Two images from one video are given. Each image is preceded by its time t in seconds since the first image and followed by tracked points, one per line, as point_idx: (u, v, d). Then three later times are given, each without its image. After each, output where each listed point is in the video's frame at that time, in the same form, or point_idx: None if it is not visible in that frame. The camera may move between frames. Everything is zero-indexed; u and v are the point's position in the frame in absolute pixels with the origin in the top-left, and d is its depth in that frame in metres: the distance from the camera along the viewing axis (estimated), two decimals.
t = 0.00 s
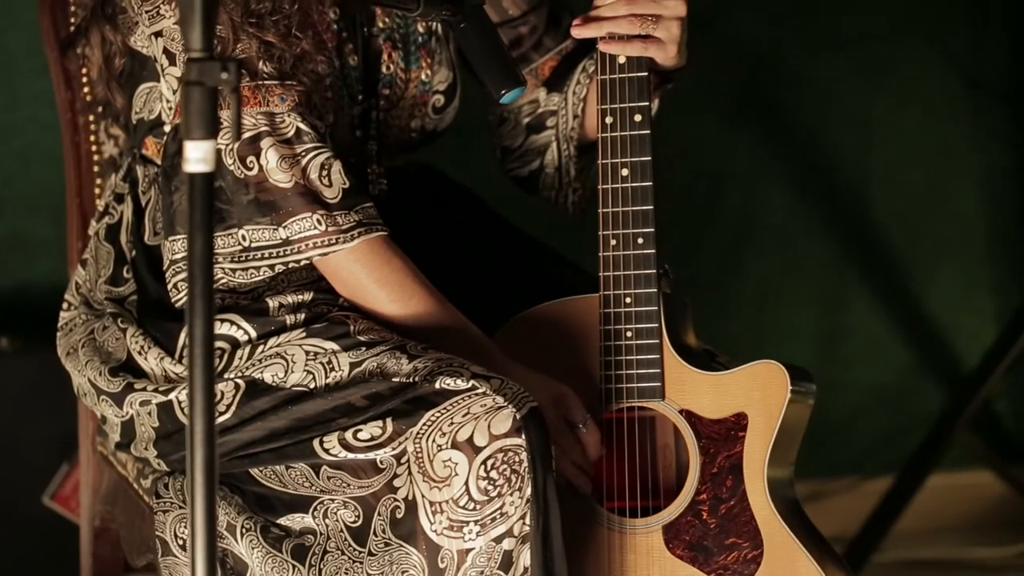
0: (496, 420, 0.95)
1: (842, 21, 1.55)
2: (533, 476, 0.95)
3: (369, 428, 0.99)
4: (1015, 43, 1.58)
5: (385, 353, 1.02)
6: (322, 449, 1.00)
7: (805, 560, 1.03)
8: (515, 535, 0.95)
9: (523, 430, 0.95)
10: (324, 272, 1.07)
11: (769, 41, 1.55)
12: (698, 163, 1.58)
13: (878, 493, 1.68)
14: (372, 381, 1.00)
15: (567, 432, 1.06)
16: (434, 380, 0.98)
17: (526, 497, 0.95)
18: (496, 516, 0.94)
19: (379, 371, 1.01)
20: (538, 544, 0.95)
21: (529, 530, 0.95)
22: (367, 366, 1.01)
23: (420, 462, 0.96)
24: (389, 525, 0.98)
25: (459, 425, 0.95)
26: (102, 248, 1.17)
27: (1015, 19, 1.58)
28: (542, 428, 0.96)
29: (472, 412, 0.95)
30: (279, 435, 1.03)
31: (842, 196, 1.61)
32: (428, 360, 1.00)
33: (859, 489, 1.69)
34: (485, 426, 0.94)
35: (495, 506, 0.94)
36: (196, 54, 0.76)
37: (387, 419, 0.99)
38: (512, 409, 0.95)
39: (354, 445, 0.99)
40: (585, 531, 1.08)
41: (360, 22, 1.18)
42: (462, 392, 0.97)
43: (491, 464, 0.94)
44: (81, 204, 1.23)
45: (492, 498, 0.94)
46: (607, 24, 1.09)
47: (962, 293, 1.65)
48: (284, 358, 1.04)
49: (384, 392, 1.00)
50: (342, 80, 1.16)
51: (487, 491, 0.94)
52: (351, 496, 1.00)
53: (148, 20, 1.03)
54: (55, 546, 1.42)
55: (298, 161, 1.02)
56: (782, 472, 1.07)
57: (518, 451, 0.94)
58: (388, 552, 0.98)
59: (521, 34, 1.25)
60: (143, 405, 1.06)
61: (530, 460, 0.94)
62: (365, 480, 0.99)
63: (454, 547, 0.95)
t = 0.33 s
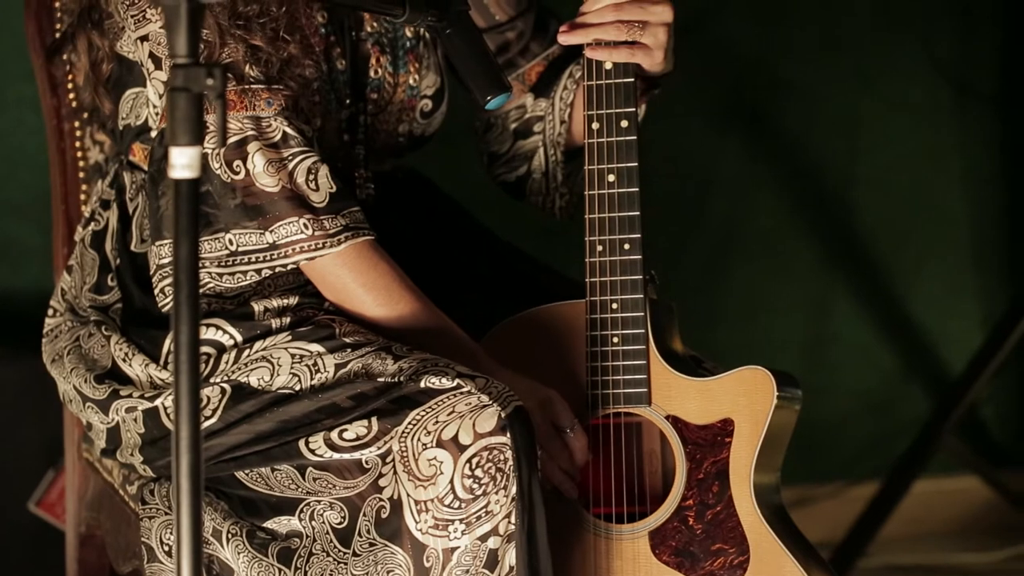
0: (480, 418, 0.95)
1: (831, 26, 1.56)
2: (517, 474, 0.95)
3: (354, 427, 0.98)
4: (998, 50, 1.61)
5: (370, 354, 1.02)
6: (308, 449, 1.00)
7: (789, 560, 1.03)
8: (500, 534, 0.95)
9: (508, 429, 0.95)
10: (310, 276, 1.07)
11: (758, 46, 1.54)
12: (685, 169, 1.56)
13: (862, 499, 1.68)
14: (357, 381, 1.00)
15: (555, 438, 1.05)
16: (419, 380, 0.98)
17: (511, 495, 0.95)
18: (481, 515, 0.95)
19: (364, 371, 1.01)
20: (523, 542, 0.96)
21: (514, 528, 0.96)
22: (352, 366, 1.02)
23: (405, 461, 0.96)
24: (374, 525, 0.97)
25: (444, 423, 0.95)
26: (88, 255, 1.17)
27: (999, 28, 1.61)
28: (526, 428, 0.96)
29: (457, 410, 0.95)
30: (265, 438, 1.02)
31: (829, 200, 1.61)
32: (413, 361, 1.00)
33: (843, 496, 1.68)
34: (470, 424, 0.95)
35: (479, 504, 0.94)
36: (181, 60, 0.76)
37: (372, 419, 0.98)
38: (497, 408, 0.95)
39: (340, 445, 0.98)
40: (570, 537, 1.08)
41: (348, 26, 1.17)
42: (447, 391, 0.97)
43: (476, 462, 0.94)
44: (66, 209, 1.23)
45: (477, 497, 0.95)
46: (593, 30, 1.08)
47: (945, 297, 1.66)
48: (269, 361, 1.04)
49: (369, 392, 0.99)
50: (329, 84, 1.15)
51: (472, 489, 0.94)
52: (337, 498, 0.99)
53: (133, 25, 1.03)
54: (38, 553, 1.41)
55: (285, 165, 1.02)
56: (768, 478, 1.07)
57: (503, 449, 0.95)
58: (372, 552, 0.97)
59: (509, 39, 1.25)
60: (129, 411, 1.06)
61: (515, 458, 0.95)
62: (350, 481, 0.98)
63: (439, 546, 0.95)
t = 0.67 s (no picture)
0: (469, 437, 0.95)
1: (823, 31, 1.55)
2: (505, 493, 0.95)
3: (340, 445, 0.99)
4: (986, 55, 1.60)
5: (357, 369, 1.02)
6: (294, 466, 1.00)
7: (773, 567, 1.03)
8: (487, 553, 0.95)
9: (496, 448, 0.95)
10: (294, 286, 1.07)
11: (744, 53, 1.54)
12: (668, 175, 1.56)
13: (848, 504, 1.67)
14: (345, 398, 1.00)
15: (537, 445, 1.05)
16: (406, 398, 0.98)
17: (498, 515, 0.95)
18: (468, 534, 0.95)
19: (351, 387, 1.01)
20: (511, 561, 0.95)
21: (501, 547, 0.96)
22: (339, 382, 1.02)
23: (392, 480, 0.96)
24: (362, 541, 0.98)
25: (432, 443, 0.95)
26: (74, 262, 1.18)
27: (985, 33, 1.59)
28: (514, 445, 0.97)
29: (445, 429, 0.95)
30: (251, 450, 1.02)
31: (813, 206, 1.61)
32: (401, 377, 1.00)
33: (830, 500, 1.68)
34: (457, 444, 0.95)
35: (467, 524, 0.95)
36: (167, 66, 0.76)
37: (359, 436, 0.98)
38: (484, 427, 0.95)
39: (325, 461, 0.99)
40: (557, 544, 1.08)
41: (335, 30, 1.17)
42: (434, 409, 0.97)
43: (463, 481, 0.94)
44: (52, 216, 1.24)
45: (464, 516, 0.95)
46: (576, 38, 1.08)
47: (932, 304, 1.65)
48: (256, 372, 1.04)
49: (356, 409, 0.99)
50: (317, 91, 1.15)
51: (460, 508, 0.94)
52: (323, 513, 1.00)
53: (113, 34, 1.06)
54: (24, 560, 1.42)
55: (266, 175, 1.03)
56: (754, 483, 1.07)
57: (491, 469, 0.95)
58: (361, 569, 0.98)
59: (493, 45, 1.26)
60: (115, 418, 1.06)
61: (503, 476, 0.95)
62: (336, 497, 0.99)
63: (426, 565, 0.95)
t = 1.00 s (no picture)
0: (451, 444, 0.95)
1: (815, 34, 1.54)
2: (487, 500, 0.95)
3: (324, 451, 0.98)
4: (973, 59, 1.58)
5: (340, 375, 1.02)
6: (277, 472, 0.99)
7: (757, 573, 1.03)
8: (470, 560, 0.95)
9: (479, 455, 0.95)
10: (277, 293, 1.07)
11: (734, 56, 1.54)
12: (653, 181, 1.55)
13: (831, 510, 1.67)
14: (328, 405, 1.00)
15: (518, 450, 1.05)
16: (390, 404, 0.97)
17: (481, 521, 0.95)
18: (451, 541, 0.95)
19: (334, 394, 1.01)
20: (494, 567, 0.95)
21: (485, 554, 0.95)
22: (323, 389, 1.01)
23: (375, 486, 0.96)
24: (345, 548, 0.98)
25: (415, 449, 0.95)
26: (59, 267, 1.17)
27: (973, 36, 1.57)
28: (497, 454, 0.96)
29: (428, 436, 0.95)
30: (235, 457, 1.02)
31: (797, 212, 1.60)
32: (384, 384, 1.00)
33: (812, 506, 1.67)
34: (441, 450, 0.94)
35: (450, 530, 0.94)
36: (150, 72, 0.76)
37: (342, 443, 0.98)
38: (467, 433, 0.95)
39: (309, 469, 0.98)
40: (540, 549, 1.08)
41: (321, 34, 1.16)
42: (417, 416, 0.97)
43: (446, 488, 0.94)
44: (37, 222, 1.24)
45: (447, 523, 0.94)
46: (558, 44, 1.06)
47: (916, 310, 1.65)
48: (239, 379, 1.03)
49: (340, 415, 0.99)
50: (304, 97, 1.14)
51: (443, 515, 0.94)
52: (305, 519, 0.99)
53: (96, 40, 1.05)
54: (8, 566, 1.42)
55: (247, 181, 1.02)
56: (737, 488, 1.07)
57: (474, 475, 0.94)
58: None
59: (477, 53, 1.26)
60: (98, 424, 1.06)
61: (485, 483, 0.95)
62: (320, 503, 0.99)
63: (409, 571, 0.95)
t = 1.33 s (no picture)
0: (435, 444, 0.94)
1: (800, 43, 1.54)
2: (472, 500, 0.95)
3: (308, 453, 0.98)
4: (957, 69, 1.59)
5: (325, 378, 1.02)
6: (262, 474, 0.99)
7: None
8: (454, 560, 0.95)
9: (463, 455, 0.95)
10: (263, 300, 1.07)
11: (719, 66, 1.53)
12: (638, 189, 1.56)
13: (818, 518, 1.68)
14: (312, 407, 1.00)
15: (508, 458, 1.05)
16: (374, 406, 0.97)
17: (465, 522, 0.95)
18: (436, 541, 0.94)
19: (319, 397, 1.01)
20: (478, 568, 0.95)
21: (469, 554, 0.95)
22: (307, 392, 1.01)
23: (359, 487, 0.95)
24: (328, 550, 0.97)
25: (399, 450, 0.94)
26: (42, 276, 1.17)
27: (956, 47, 1.58)
28: (481, 455, 0.96)
29: (412, 436, 0.95)
30: (219, 462, 1.01)
31: (783, 221, 1.60)
32: (368, 387, 1.00)
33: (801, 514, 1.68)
34: (425, 451, 0.94)
35: (434, 531, 0.94)
36: (134, 80, 0.75)
37: (326, 444, 0.98)
38: (452, 434, 0.95)
39: (294, 470, 0.98)
40: (526, 557, 1.08)
41: (306, 45, 1.16)
42: (401, 417, 0.97)
43: (431, 488, 0.93)
44: (20, 231, 1.23)
45: (431, 523, 0.94)
46: (546, 38, 1.06)
47: (900, 319, 1.65)
48: (224, 385, 1.03)
49: (324, 418, 0.99)
50: (288, 108, 1.14)
51: (427, 515, 0.93)
52: (291, 522, 0.99)
53: (81, 49, 1.06)
54: None
55: (234, 190, 1.02)
56: (724, 497, 1.08)
57: (458, 475, 0.94)
58: None
59: (465, 63, 1.26)
60: (82, 432, 1.06)
61: (470, 485, 0.94)
62: (305, 506, 0.98)
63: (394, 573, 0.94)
